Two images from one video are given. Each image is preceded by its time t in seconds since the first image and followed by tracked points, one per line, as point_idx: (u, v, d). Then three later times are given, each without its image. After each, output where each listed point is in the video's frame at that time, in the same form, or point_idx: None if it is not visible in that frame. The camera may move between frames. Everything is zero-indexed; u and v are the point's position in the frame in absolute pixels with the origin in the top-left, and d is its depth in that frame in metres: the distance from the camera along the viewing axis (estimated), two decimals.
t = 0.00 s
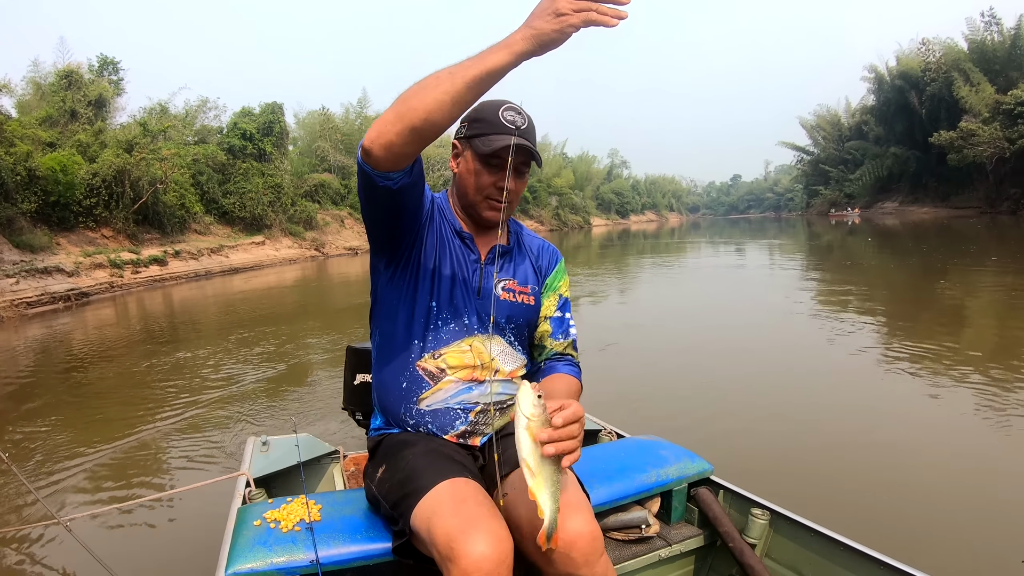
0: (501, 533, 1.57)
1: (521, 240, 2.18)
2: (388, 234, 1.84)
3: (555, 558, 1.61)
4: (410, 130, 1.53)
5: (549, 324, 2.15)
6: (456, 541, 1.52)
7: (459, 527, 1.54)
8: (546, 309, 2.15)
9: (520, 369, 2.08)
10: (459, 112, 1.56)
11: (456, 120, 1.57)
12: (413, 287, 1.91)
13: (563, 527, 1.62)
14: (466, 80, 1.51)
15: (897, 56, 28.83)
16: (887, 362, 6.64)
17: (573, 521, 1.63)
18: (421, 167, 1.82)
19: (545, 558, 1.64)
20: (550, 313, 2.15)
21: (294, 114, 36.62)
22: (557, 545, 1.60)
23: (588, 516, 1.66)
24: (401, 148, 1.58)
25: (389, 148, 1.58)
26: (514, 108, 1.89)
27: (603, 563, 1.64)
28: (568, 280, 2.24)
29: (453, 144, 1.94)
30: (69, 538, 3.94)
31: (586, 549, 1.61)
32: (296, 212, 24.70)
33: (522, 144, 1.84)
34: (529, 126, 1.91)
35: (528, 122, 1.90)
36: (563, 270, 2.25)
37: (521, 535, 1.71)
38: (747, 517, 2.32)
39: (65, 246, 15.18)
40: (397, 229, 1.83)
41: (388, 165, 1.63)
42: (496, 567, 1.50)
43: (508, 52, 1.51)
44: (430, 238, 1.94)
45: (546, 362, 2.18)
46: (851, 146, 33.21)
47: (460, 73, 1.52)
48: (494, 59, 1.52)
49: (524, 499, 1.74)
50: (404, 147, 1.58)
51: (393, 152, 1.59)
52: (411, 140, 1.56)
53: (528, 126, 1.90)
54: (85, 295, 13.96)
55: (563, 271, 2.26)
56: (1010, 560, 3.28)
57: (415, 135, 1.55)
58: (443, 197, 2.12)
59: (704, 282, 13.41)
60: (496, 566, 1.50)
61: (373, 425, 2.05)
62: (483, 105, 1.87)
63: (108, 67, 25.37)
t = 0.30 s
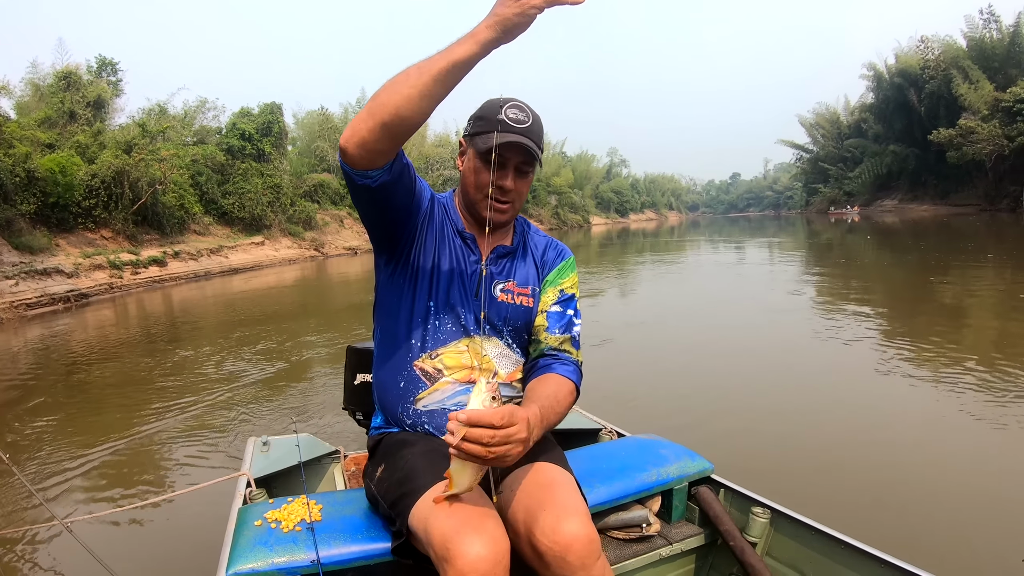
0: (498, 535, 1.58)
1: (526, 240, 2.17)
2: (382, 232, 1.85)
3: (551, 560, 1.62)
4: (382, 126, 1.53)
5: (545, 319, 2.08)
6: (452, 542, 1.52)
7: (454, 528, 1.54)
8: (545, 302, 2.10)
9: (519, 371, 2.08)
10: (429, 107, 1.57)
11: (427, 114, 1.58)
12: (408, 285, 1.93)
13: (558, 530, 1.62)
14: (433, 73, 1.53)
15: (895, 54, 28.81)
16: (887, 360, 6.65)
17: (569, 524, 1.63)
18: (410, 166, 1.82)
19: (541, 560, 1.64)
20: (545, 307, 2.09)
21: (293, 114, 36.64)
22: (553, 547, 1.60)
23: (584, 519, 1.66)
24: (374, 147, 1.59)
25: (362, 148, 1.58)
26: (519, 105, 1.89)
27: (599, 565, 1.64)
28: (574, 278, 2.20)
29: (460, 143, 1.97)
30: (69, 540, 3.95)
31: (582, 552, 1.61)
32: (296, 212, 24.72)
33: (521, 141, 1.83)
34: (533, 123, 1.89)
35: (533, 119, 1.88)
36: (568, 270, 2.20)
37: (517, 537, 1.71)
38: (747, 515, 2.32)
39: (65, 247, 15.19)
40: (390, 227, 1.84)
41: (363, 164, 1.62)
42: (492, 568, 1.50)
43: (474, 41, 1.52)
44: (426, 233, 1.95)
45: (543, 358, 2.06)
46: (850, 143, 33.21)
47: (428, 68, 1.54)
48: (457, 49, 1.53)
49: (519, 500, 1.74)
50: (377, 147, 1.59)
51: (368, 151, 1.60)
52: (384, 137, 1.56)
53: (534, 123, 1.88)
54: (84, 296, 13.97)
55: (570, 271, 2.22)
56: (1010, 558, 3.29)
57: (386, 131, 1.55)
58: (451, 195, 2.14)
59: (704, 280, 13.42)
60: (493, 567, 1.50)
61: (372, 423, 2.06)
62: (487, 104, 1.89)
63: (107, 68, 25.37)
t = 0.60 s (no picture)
0: (505, 533, 1.58)
1: (528, 239, 2.18)
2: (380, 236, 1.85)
3: (556, 558, 1.62)
4: (368, 131, 1.54)
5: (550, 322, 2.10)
6: (459, 540, 1.53)
7: (461, 527, 1.55)
8: (549, 303, 2.12)
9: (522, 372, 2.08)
10: (415, 108, 1.58)
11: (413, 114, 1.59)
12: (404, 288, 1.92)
13: (563, 528, 1.63)
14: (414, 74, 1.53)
15: (895, 53, 28.83)
16: (887, 359, 6.66)
17: (574, 521, 1.64)
18: (404, 169, 1.82)
19: (546, 557, 1.65)
20: (550, 307, 2.11)
21: (292, 114, 36.65)
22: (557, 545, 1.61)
23: (588, 516, 1.67)
24: (365, 155, 1.60)
25: (352, 157, 1.59)
26: (521, 104, 1.88)
27: (604, 562, 1.65)
28: (577, 277, 2.22)
29: (461, 140, 1.97)
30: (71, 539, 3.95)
31: (587, 549, 1.62)
32: (296, 212, 24.74)
33: (523, 141, 1.84)
34: (536, 123, 1.89)
35: (535, 118, 1.89)
36: (571, 270, 2.22)
37: (523, 535, 1.72)
38: (749, 512, 2.33)
39: (65, 247, 15.20)
40: (386, 228, 1.84)
41: (355, 172, 1.63)
42: (500, 566, 1.51)
43: (451, 36, 1.53)
44: (422, 233, 1.94)
45: (548, 360, 2.09)
46: (850, 143, 33.23)
47: (409, 68, 1.54)
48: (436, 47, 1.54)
49: (523, 498, 1.75)
50: (367, 155, 1.60)
51: (359, 160, 1.61)
52: (373, 143, 1.57)
53: (535, 123, 1.89)
54: (84, 296, 13.97)
55: (573, 271, 2.23)
56: (1011, 557, 3.30)
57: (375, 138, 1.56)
58: (452, 194, 2.15)
59: (703, 279, 13.44)
60: (500, 565, 1.51)
61: (374, 424, 2.07)
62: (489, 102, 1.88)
63: (106, 68, 25.38)
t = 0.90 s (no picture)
0: (506, 531, 1.59)
1: (525, 235, 2.19)
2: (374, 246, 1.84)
3: (556, 557, 1.62)
4: (329, 149, 1.53)
5: (559, 316, 2.15)
6: (461, 539, 1.53)
7: (464, 526, 1.56)
8: (554, 301, 2.16)
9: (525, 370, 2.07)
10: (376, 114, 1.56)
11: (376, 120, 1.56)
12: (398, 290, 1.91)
13: (563, 527, 1.63)
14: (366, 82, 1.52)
15: (894, 55, 28.85)
16: (886, 360, 6.68)
17: (574, 520, 1.64)
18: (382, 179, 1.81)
19: (546, 557, 1.66)
20: (557, 304, 2.15)
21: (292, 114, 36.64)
22: (557, 543, 1.62)
23: (588, 515, 1.67)
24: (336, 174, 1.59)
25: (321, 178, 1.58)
26: (513, 101, 1.92)
27: (604, 562, 1.65)
28: (578, 270, 2.24)
29: (453, 141, 1.98)
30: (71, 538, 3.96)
31: (587, 549, 1.62)
32: (295, 212, 24.78)
33: (520, 138, 1.85)
34: (529, 119, 1.92)
35: (529, 115, 1.91)
36: (571, 262, 2.25)
37: (523, 533, 1.73)
38: (749, 511, 2.33)
39: (64, 246, 15.19)
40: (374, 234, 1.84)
41: (328, 192, 1.62)
42: (502, 565, 1.51)
43: (393, 37, 1.51)
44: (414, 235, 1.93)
45: (564, 354, 2.14)
46: (849, 145, 33.27)
47: (358, 79, 1.53)
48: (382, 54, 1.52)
49: (524, 497, 1.75)
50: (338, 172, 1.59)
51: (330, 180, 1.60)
52: (340, 158, 1.56)
53: (529, 119, 1.91)
54: (82, 296, 13.95)
55: (573, 263, 2.27)
56: (1012, 557, 3.30)
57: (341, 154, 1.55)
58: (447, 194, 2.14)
59: (702, 280, 13.46)
60: (501, 564, 1.51)
61: (374, 424, 2.08)
62: (480, 101, 1.90)
63: (106, 67, 25.38)
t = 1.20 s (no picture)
0: (509, 533, 1.59)
1: (516, 229, 2.19)
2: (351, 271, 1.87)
3: (555, 559, 1.62)
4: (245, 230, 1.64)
5: (575, 298, 2.22)
6: (464, 541, 1.53)
7: (467, 528, 1.56)
8: (566, 287, 2.22)
9: (526, 371, 2.07)
10: (283, 191, 1.56)
11: (292, 193, 1.59)
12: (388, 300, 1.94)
13: (562, 529, 1.63)
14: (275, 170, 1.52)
15: (893, 57, 28.87)
16: (884, 362, 6.68)
17: (572, 522, 1.64)
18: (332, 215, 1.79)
19: (544, 559, 1.65)
20: (571, 288, 2.22)
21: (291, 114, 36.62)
22: (556, 544, 1.61)
23: (587, 517, 1.67)
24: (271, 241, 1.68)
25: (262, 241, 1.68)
26: (497, 95, 1.93)
27: (602, 564, 1.65)
28: (576, 253, 2.31)
29: (439, 142, 1.99)
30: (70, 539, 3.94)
31: (585, 551, 1.61)
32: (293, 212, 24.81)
33: (509, 133, 1.87)
34: (514, 111, 1.94)
35: (514, 108, 1.93)
36: (568, 245, 2.31)
37: (521, 535, 1.73)
38: (749, 513, 2.33)
39: (62, 246, 15.16)
40: (347, 253, 1.85)
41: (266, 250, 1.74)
42: (504, 566, 1.51)
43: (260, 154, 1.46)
44: (394, 244, 1.93)
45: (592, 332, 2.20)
46: (848, 147, 33.29)
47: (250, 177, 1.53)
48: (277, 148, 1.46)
49: (522, 499, 1.75)
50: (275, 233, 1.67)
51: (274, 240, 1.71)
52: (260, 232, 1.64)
53: (515, 112, 1.93)
54: (81, 295, 13.93)
55: (567, 246, 2.33)
56: (1011, 559, 3.31)
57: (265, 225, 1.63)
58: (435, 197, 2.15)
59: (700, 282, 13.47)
60: (504, 565, 1.51)
61: (374, 426, 2.07)
62: (463, 100, 1.91)
63: (105, 67, 25.35)
